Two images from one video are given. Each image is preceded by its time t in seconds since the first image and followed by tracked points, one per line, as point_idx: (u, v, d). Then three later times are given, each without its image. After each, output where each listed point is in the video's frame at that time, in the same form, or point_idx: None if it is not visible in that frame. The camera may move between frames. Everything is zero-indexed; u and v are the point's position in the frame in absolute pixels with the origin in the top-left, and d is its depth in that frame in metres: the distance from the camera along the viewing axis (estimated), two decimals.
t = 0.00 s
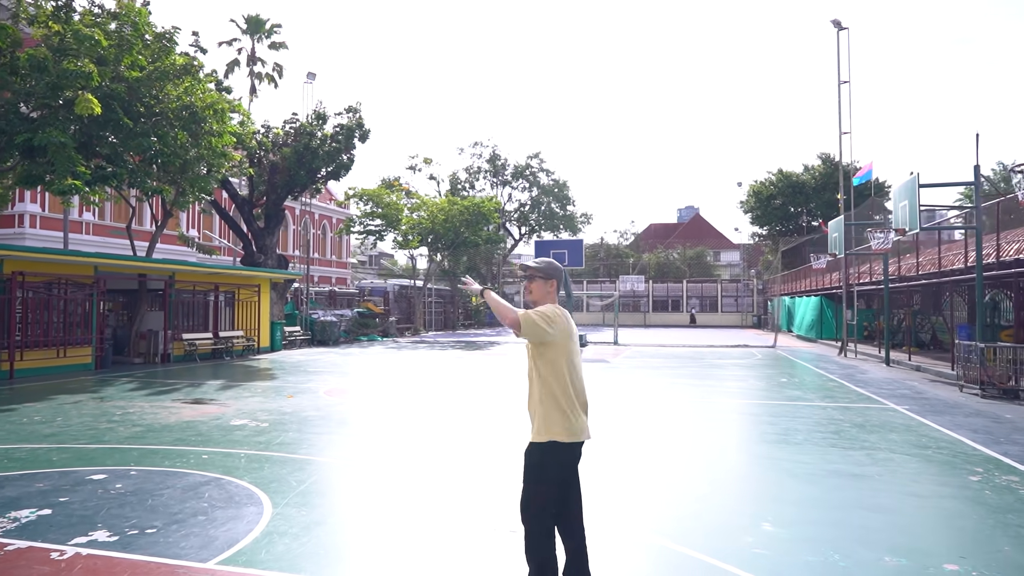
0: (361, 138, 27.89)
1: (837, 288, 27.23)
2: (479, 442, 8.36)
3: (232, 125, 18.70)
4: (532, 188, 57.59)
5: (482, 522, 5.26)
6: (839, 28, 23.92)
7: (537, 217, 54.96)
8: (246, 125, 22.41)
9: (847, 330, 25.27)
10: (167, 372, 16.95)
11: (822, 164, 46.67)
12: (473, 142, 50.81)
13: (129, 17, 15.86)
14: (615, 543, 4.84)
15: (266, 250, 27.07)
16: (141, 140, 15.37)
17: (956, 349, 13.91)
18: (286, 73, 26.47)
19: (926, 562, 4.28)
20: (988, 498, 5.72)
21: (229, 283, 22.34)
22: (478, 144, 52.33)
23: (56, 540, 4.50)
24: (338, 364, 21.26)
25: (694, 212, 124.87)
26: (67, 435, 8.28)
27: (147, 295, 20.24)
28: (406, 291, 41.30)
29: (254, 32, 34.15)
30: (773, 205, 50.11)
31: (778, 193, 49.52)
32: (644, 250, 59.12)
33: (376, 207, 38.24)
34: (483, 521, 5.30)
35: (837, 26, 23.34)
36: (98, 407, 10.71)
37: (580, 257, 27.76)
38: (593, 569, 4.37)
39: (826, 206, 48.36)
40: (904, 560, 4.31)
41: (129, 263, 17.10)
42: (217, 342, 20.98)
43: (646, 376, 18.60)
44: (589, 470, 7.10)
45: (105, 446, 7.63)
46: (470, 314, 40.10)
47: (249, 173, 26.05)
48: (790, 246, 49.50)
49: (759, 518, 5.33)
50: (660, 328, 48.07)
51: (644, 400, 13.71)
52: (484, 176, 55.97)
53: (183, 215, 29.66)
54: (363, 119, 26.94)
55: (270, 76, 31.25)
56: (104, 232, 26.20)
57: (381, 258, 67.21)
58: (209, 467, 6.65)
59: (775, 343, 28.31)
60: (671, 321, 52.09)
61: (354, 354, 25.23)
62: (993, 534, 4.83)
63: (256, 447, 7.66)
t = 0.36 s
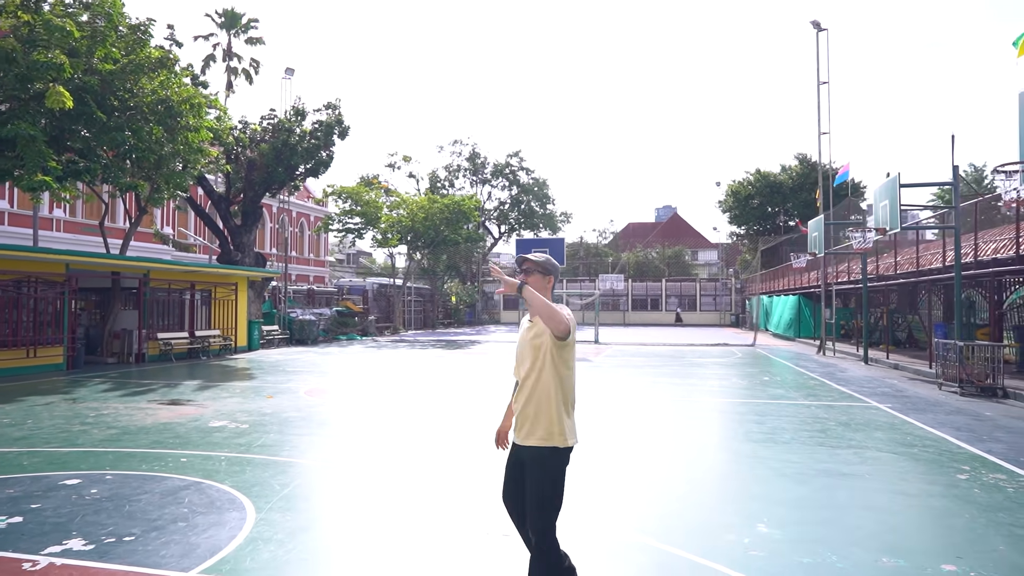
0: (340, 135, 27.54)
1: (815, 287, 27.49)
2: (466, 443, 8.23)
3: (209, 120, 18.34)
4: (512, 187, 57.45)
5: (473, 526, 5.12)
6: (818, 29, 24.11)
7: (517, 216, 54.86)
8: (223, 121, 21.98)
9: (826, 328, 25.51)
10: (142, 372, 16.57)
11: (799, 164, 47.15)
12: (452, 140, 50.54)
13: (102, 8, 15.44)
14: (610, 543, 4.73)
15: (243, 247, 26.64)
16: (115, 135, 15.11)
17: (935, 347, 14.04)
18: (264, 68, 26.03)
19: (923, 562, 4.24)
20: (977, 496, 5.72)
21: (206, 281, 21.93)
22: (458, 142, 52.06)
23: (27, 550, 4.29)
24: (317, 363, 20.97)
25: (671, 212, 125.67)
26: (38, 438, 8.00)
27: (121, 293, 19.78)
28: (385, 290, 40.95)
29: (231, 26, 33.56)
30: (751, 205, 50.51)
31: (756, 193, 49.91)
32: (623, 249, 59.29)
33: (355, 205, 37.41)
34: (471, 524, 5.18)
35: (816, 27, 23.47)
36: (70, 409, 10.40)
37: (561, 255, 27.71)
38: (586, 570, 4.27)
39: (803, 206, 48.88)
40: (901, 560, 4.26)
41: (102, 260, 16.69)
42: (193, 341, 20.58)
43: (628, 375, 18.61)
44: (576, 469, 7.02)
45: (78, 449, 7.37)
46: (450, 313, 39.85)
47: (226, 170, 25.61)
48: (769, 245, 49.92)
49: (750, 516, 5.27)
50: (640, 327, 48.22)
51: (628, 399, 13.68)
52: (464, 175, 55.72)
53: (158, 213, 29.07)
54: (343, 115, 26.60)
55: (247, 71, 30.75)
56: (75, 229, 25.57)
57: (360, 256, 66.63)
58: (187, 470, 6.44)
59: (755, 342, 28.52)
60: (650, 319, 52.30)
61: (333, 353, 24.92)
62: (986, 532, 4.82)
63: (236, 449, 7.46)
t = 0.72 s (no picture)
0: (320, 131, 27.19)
1: (794, 285, 27.74)
2: (455, 442, 8.11)
3: (187, 115, 17.93)
4: (493, 185, 57.30)
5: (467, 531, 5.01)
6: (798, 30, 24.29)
7: (497, 214, 54.75)
8: (200, 116, 21.56)
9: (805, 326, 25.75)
10: (117, 373, 16.19)
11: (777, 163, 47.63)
12: (432, 137, 50.25)
13: None
14: (610, 546, 4.64)
15: (221, 245, 26.22)
16: (88, 129, 14.73)
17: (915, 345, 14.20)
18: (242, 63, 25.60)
19: (923, 562, 4.22)
20: (968, 493, 5.74)
21: (183, 279, 21.53)
22: (438, 140, 51.78)
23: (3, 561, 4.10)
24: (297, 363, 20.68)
25: (649, 211, 126.43)
26: (11, 442, 7.72)
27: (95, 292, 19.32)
28: (365, 288, 40.60)
29: (207, 20, 32.96)
30: (730, 204, 50.89)
31: (735, 192, 50.30)
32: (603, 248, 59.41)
33: (335, 203, 37.02)
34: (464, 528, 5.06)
35: (797, 27, 23.60)
36: (43, 410, 10.08)
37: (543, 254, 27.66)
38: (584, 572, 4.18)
39: (781, 205, 49.39)
40: (901, 560, 4.23)
41: (75, 258, 16.25)
42: (169, 340, 20.18)
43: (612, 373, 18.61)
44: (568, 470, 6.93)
45: (53, 453, 7.12)
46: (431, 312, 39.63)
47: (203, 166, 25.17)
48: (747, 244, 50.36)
49: (746, 516, 5.22)
50: (620, 326, 48.37)
51: (613, 397, 13.65)
52: (444, 172, 55.45)
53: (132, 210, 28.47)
54: (323, 112, 26.27)
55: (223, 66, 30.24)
56: (46, 226, 24.94)
57: (338, 254, 65.99)
58: (169, 474, 6.24)
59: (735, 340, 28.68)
60: (630, 317, 52.52)
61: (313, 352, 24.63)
62: (981, 530, 4.82)
63: (218, 452, 7.26)
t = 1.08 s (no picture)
0: (294, 123, 26.70)
1: (769, 281, 28.01)
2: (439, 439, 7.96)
3: (157, 105, 17.43)
4: (468, 179, 56.98)
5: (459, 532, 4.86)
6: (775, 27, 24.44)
7: (473, 208, 54.50)
8: (170, 106, 20.98)
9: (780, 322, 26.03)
10: (84, 370, 15.71)
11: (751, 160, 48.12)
12: (408, 131, 49.72)
13: None
14: (606, 546, 4.53)
15: (192, 239, 25.61)
16: (54, 117, 14.20)
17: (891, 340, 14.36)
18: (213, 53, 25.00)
19: (922, 559, 4.17)
20: (957, 488, 5.74)
21: (152, 274, 20.99)
22: (414, 134, 51.30)
23: None
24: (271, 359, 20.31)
25: (623, 207, 127.12)
26: None
27: (61, 287, 18.73)
28: (339, 283, 40.22)
29: (176, 8, 32.12)
30: (704, 200, 51.21)
31: (709, 188, 50.66)
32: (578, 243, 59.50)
33: (309, 196, 36.47)
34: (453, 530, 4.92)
35: (773, 24, 23.73)
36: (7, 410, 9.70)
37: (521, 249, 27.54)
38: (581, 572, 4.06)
39: (755, 202, 49.90)
40: (900, 558, 4.18)
41: (39, 251, 15.69)
42: (139, 336, 19.66)
43: (589, 369, 18.58)
44: (556, 468, 6.83)
45: (18, 454, 6.81)
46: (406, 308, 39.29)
47: (173, 158, 24.57)
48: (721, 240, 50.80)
49: (740, 513, 5.16)
50: (596, 320, 48.54)
51: (593, 392, 13.60)
52: (419, 167, 55.01)
53: (98, 202, 27.66)
54: (297, 103, 25.79)
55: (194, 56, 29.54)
56: (8, 219, 24.09)
57: (310, 249, 65.11)
58: (142, 476, 5.99)
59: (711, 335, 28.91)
60: (605, 313, 52.72)
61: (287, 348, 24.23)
62: (976, 525, 4.80)
63: (193, 451, 7.01)
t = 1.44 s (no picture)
0: (271, 112, 26.17)
1: (751, 274, 28.11)
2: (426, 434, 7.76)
3: (130, 92, 16.95)
4: (448, 171, 56.53)
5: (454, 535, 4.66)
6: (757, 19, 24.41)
7: (453, 200, 54.11)
8: (143, 94, 20.39)
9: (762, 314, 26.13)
10: (55, 365, 15.24)
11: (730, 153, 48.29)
12: (387, 122, 49.13)
13: None
14: (604, 546, 4.37)
15: (166, 230, 25.03)
16: (21, 104, 13.70)
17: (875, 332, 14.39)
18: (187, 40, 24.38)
19: (928, 558, 4.08)
20: (954, 482, 5.69)
21: (126, 266, 20.45)
22: (393, 125, 50.70)
23: None
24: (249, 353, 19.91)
25: (603, 199, 127.18)
26: None
27: (30, 279, 18.16)
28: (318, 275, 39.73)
29: None
30: (685, 192, 51.29)
31: (689, 181, 50.74)
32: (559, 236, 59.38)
33: (286, 187, 35.87)
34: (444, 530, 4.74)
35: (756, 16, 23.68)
36: None
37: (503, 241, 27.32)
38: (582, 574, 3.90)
39: (735, 194, 50.11)
40: (906, 557, 4.09)
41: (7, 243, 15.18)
42: (112, 330, 19.17)
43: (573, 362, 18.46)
44: (546, 465, 6.66)
45: None
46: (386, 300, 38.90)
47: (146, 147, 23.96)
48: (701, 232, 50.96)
49: (739, 511, 5.04)
50: (577, 313, 48.51)
51: (578, 385, 13.48)
52: (399, 158, 54.43)
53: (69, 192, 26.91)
54: (275, 92, 25.26)
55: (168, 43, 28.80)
56: None
57: (288, 241, 64.24)
58: (116, 476, 5.72)
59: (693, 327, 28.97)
60: (586, 305, 52.72)
61: (266, 341, 23.81)
62: (977, 521, 4.73)
63: (170, 450, 6.74)
